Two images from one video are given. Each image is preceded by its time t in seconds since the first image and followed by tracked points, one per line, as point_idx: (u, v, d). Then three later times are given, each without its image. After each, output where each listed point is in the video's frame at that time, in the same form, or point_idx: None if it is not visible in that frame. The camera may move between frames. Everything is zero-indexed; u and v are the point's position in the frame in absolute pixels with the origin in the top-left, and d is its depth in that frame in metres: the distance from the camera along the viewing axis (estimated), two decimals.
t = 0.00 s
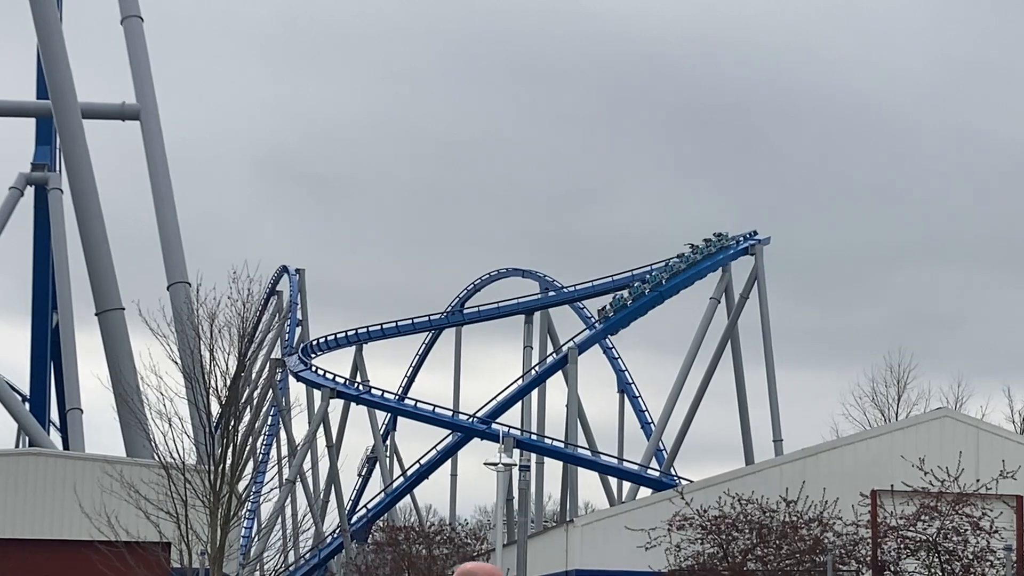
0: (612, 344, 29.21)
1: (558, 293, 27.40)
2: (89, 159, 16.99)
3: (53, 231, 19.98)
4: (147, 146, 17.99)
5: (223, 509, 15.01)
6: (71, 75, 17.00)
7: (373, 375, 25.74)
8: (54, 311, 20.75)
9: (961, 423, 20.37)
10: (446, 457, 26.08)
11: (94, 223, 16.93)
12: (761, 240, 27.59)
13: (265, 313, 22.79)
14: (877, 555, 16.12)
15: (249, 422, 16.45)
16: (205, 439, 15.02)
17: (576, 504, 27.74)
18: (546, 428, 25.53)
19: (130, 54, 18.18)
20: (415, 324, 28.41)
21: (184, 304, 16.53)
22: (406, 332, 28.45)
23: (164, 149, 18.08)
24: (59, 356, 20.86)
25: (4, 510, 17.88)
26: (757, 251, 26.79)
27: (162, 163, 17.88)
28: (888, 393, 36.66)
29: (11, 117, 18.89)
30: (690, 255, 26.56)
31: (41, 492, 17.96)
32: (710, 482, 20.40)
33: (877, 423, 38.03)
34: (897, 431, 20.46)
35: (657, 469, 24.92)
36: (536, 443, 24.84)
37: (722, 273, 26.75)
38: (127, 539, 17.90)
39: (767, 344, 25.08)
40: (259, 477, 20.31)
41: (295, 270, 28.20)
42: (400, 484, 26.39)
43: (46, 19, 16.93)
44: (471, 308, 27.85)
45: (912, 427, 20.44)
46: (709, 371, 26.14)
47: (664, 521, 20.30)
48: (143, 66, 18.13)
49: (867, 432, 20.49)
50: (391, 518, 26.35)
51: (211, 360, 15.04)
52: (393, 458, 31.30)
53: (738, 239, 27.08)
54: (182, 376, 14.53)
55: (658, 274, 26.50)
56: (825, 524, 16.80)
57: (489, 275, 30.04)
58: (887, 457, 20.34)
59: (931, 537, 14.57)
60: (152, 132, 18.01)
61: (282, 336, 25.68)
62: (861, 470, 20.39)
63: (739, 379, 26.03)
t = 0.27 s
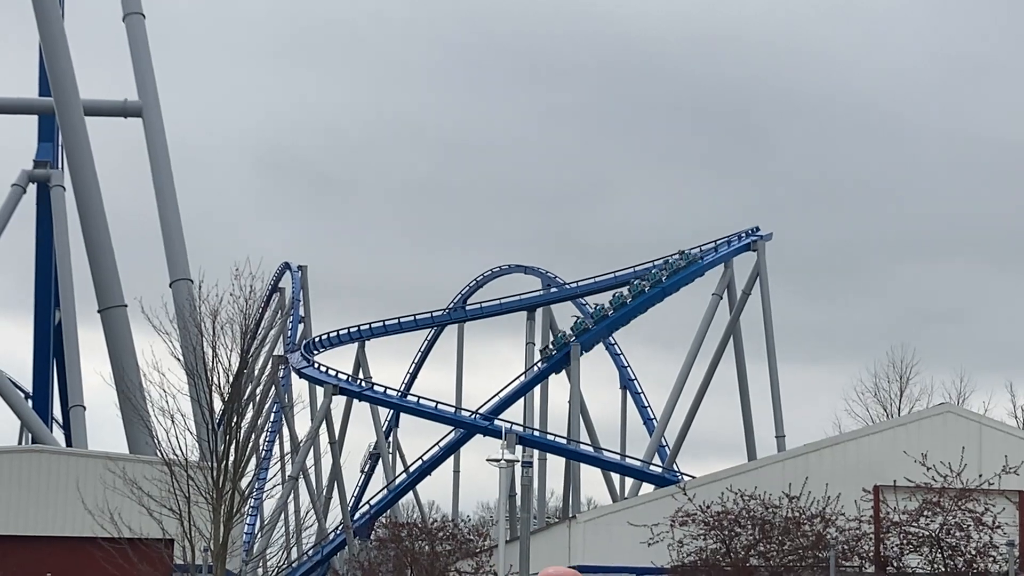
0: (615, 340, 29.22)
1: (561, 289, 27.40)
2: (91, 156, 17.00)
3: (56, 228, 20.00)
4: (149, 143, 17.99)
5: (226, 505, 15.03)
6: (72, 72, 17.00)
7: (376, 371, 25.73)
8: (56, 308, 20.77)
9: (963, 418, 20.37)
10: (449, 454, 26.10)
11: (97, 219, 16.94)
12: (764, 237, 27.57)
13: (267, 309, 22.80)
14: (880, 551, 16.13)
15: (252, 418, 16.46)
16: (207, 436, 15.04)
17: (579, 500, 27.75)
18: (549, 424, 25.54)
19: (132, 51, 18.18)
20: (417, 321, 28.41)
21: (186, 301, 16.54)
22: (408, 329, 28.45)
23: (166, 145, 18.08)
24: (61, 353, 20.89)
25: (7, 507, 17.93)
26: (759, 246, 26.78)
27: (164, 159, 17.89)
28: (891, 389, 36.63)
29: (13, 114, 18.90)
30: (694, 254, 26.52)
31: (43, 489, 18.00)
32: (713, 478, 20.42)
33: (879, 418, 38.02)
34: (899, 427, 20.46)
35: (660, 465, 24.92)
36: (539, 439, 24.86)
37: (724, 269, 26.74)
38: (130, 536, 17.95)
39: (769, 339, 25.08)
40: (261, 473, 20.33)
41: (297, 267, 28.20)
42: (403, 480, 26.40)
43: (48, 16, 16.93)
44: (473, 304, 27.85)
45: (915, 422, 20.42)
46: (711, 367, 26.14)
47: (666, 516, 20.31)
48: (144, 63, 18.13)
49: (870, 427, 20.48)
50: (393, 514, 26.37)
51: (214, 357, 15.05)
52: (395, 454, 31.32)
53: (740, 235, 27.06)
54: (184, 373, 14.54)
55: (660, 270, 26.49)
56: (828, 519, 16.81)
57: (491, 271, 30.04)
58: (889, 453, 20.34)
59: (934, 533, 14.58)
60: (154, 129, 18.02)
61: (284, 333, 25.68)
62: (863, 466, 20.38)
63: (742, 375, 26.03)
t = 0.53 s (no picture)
0: (621, 334, 29.21)
1: (567, 283, 27.39)
2: (97, 151, 17.01)
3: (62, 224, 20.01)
4: (155, 139, 18.00)
5: (233, 500, 15.06)
6: (78, 68, 17.01)
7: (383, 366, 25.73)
8: (63, 303, 20.79)
9: (971, 411, 20.34)
10: (456, 448, 26.12)
11: (103, 215, 16.96)
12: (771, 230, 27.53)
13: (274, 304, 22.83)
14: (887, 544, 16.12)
15: (259, 413, 16.47)
16: (214, 431, 15.05)
17: (586, 495, 27.76)
18: (555, 419, 25.55)
19: (137, 46, 18.17)
20: (424, 316, 28.42)
21: (193, 296, 16.55)
22: (415, 324, 28.46)
23: (172, 141, 18.08)
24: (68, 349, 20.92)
25: (16, 504, 18.02)
26: (765, 240, 26.75)
27: (170, 155, 17.89)
28: (898, 382, 36.59)
29: (19, 110, 18.92)
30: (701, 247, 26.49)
31: (51, 484, 18.07)
32: (721, 472, 20.46)
33: (886, 411, 37.98)
34: (906, 420, 20.45)
35: (667, 459, 24.93)
36: (546, 433, 24.88)
37: (731, 263, 26.72)
38: (137, 531, 17.96)
39: (776, 333, 25.05)
40: (269, 468, 20.36)
41: (304, 262, 28.21)
42: (410, 475, 26.42)
43: (53, 12, 16.93)
44: (480, 299, 27.85)
45: (922, 415, 20.41)
46: (718, 361, 26.12)
47: (674, 510, 20.32)
48: (150, 59, 18.13)
49: (877, 420, 20.49)
50: (401, 509, 26.43)
51: (221, 352, 15.06)
52: (402, 449, 31.35)
53: (747, 229, 27.03)
54: (191, 368, 14.56)
55: (667, 264, 26.47)
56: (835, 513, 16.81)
57: (498, 266, 30.04)
58: (896, 446, 20.33)
59: (941, 526, 14.56)
60: (160, 124, 18.02)
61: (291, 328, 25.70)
62: (870, 458, 20.38)
63: (748, 369, 26.01)
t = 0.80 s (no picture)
0: (638, 325, 29.18)
1: (584, 274, 27.35)
2: (113, 144, 17.04)
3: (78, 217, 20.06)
4: (171, 131, 18.03)
5: (250, 493, 15.09)
6: (94, 61, 17.04)
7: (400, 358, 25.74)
8: (80, 297, 20.87)
9: (988, 401, 20.25)
10: (473, 439, 26.13)
11: (119, 208, 16.99)
12: (787, 220, 27.45)
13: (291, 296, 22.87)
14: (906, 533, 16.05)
15: (276, 405, 16.50)
16: (231, 423, 15.08)
17: (603, 486, 27.75)
18: (572, 410, 25.54)
19: (153, 40, 18.20)
20: (441, 307, 28.43)
21: (210, 289, 16.58)
22: (432, 315, 28.47)
23: (188, 134, 18.11)
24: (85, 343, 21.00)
25: (33, 497, 18.13)
26: (781, 230, 26.67)
27: (186, 147, 17.92)
28: (915, 371, 36.48)
29: (35, 103, 18.96)
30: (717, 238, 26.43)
31: (69, 477, 18.29)
32: (738, 462, 20.46)
33: (903, 400, 37.88)
34: (923, 409, 20.39)
35: (684, 450, 24.90)
36: (563, 424, 24.88)
37: (747, 253, 26.65)
38: (155, 523, 18.34)
39: (793, 323, 24.98)
40: (286, 460, 20.41)
41: (320, 254, 28.25)
42: (427, 467, 26.45)
43: (69, 5, 16.96)
44: (496, 290, 27.84)
45: (939, 404, 20.35)
46: (735, 351, 26.07)
47: (691, 500, 20.30)
48: (166, 51, 18.15)
49: (894, 410, 20.44)
50: (419, 501, 26.49)
51: (238, 345, 15.08)
52: (419, 440, 31.38)
53: (763, 219, 26.95)
54: (208, 361, 14.58)
55: (683, 254, 26.41)
56: (853, 502, 16.75)
57: (514, 257, 30.02)
58: (913, 435, 20.28)
59: (959, 515, 14.50)
60: (176, 117, 18.05)
61: (308, 320, 25.73)
62: (887, 448, 20.33)
63: (765, 359, 25.95)
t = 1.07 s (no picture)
0: (666, 312, 29.11)
1: (611, 261, 27.30)
2: (141, 134, 17.12)
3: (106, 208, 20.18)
4: (198, 121, 18.10)
5: (280, 482, 15.17)
6: (121, 51, 17.11)
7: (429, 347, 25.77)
8: (108, 288, 21.03)
9: (1019, 385, 20.07)
10: (502, 428, 26.15)
11: (148, 198, 17.07)
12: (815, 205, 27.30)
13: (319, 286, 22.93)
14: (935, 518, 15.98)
15: (305, 395, 16.56)
16: (261, 413, 15.15)
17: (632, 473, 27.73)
18: (601, 397, 25.51)
19: (180, 30, 18.26)
20: (469, 296, 28.44)
21: (238, 280, 16.65)
22: (460, 304, 28.49)
23: (215, 124, 18.18)
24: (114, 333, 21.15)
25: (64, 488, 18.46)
26: (809, 216, 26.53)
27: (214, 137, 17.98)
28: (944, 356, 36.26)
29: (63, 95, 19.06)
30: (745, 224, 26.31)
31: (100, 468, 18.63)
32: (767, 448, 20.42)
33: (933, 386, 37.67)
34: (953, 394, 20.24)
35: (713, 436, 24.83)
36: (592, 411, 24.86)
37: (775, 239, 26.53)
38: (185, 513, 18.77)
39: (822, 309, 24.86)
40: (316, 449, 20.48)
41: (348, 243, 28.30)
42: (457, 455, 26.50)
43: None
44: (524, 278, 27.83)
45: (969, 389, 20.20)
46: (763, 337, 25.97)
47: (720, 487, 20.26)
48: (192, 41, 18.21)
49: (923, 395, 20.30)
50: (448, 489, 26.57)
51: (266, 335, 15.15)
52: (448, 428, 31.44)
53: (790, 205, 26.82)
54: (237, 350, 14.65)
55: (711, 241, 26.32)
56: (883, 488, 16.68)
57: (542, 245, 29.99)
58: (942, 421, 20.15)
59: (989, 500, 14.43)
60: (203, 107, 18.11)
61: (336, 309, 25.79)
62: (917, 433, 20.21)
63: (794, 345, 25.84)
